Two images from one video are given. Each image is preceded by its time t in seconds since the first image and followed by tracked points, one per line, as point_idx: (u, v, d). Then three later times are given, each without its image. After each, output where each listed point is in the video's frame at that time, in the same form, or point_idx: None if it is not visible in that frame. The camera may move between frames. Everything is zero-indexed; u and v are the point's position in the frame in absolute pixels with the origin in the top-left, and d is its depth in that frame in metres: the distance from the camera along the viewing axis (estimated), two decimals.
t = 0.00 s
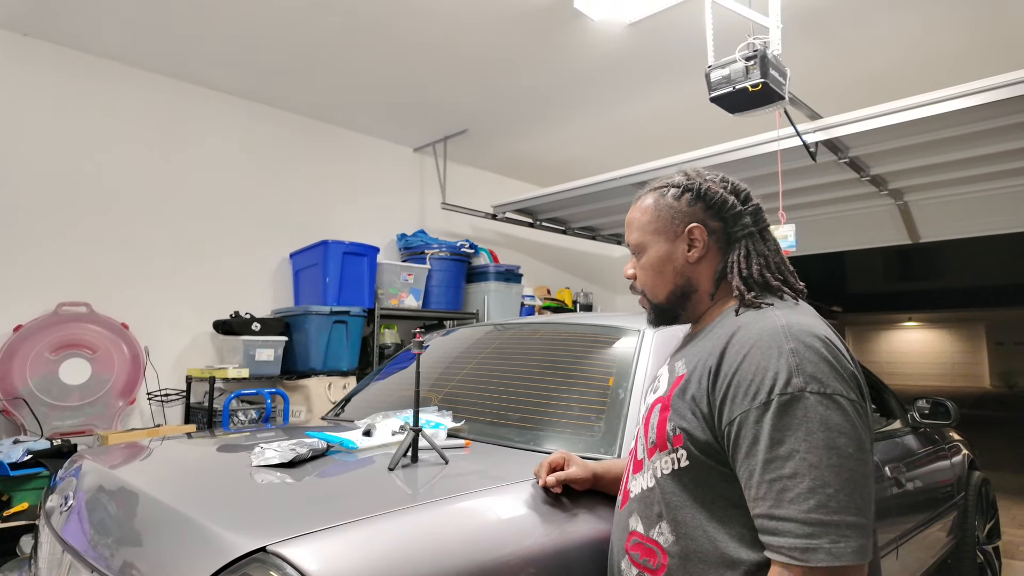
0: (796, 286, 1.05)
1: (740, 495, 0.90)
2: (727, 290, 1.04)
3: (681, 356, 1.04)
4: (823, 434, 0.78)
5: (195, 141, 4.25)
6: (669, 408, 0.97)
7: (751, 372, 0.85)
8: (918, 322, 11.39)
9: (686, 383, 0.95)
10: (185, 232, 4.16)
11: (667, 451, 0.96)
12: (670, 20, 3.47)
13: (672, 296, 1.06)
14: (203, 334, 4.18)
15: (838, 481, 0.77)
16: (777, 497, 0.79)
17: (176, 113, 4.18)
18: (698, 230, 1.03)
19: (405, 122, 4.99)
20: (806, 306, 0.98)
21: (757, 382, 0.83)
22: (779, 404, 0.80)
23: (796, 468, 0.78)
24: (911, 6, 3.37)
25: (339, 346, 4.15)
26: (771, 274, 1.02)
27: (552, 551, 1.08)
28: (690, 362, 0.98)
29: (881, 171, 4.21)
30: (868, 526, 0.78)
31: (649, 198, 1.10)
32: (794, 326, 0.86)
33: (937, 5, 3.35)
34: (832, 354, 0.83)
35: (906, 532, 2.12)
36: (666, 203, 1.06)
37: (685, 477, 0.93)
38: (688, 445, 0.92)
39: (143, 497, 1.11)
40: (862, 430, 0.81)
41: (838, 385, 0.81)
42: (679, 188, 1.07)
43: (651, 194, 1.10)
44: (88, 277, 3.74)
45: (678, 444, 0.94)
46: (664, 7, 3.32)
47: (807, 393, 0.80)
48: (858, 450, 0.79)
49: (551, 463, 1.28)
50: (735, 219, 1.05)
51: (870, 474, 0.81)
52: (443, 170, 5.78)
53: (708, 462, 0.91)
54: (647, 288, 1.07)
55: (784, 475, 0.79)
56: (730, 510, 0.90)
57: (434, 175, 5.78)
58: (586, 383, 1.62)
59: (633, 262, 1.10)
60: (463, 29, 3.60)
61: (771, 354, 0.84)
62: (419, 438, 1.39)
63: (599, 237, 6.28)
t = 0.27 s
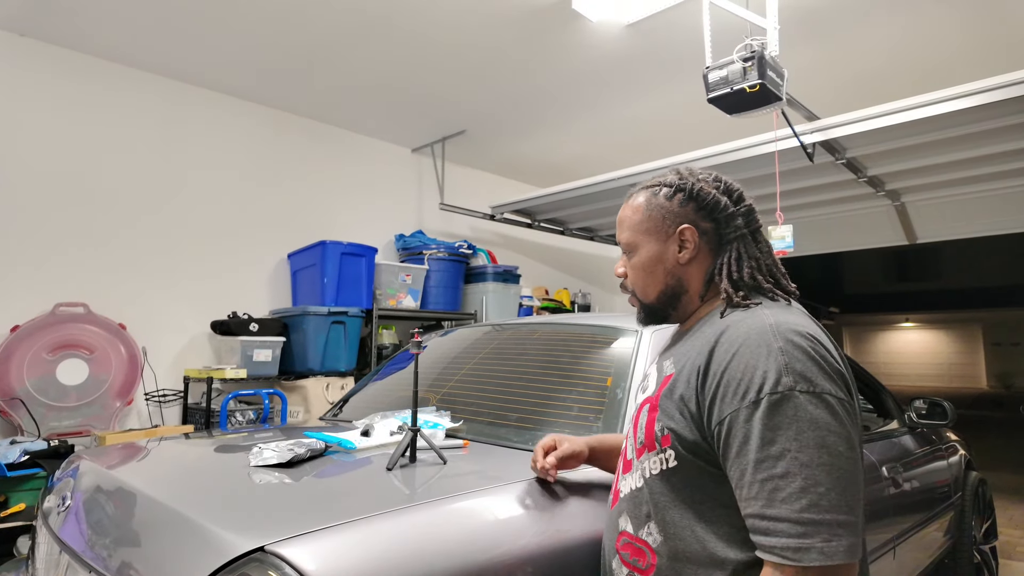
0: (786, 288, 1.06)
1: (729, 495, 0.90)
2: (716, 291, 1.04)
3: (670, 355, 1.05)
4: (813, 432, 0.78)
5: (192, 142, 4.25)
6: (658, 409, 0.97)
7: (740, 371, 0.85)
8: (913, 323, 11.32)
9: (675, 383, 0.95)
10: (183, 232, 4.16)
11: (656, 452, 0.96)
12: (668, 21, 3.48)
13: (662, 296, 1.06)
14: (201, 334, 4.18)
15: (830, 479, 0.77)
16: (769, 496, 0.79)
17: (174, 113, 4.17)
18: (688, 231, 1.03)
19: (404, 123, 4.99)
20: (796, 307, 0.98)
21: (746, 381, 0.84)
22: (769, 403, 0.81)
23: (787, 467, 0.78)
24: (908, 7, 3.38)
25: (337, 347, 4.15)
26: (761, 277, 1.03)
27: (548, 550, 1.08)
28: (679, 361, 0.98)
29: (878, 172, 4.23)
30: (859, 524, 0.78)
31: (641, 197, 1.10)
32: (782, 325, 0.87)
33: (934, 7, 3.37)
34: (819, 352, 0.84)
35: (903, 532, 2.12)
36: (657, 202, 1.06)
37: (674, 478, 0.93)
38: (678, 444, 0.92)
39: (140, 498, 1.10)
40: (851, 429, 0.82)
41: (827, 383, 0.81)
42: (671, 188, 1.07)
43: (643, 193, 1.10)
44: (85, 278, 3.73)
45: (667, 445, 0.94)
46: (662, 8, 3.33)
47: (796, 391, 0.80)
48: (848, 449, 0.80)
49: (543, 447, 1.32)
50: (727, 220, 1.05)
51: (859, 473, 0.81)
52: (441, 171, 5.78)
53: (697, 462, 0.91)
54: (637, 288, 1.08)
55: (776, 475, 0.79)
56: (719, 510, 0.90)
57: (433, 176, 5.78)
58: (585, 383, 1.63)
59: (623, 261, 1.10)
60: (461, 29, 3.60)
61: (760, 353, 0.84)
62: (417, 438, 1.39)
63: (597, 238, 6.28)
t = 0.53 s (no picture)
0: (756, 288, 1.05)
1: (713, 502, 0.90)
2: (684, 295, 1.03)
3: (646, 362, 1.04)
4: (793, 437, 0.78)
5: (191, 142, 4.25)
6: (637, 420, 0.96)
7: (716, 379, 0.84)
8: (912, 324, 11.29)
9: (653, 393, 0.94)
10: (182, 233, 4.15)
11: (637, 462, 0.94)
12: (667, 22, 3.48)
13: (631, 303, 1.05)
14: (200, 335, 4.18)
15: (815, 483, 0.77)
16: (757, 506, 0.78)
17: (173, 113, 4.17)
18: (651, 237, 1.00)
19: (402, 123, 4.99)
20: (766, 308, 0.96)
21: (723, 389, 0.83)
22: (748, 410, 0.80)
23: (772, 474, 0.78)
24: (906, 9, 3.39)
25: (336, 347, 4.15)
26: (728, 280, 1.01)
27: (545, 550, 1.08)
28: (655, 370, 0.97)
29: (876, 173, 4.24)
30: (846, 524, 0.79)
31: (605, 203, 1.07)
32: (756, 329, 0.86)
33: (932, 8, 3.37)
34: (793, 354, 0.84)
35: (901, 532, 2.12)
36: (619, 209, 1.03)
37: (657, 488, 0.92)
38: (658, 456, 0.91)
39: (139, 497, 1.10)
40: (830, 428, 0.82)
41: (803, 386, 0.81)
42: (634, 193, 1.04)
43: (607, 198, 1.07)
44: (84, 278, 3.73)
45: (647, 456, 0.93)
46: (661, 9, 3.34)
47: (774, 396, 0.80)
48: (829, 449, 0.80)
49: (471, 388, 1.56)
50: (692, 224, 1.02)
51: (842, 471, 0.82)
52: (440, 172, 5.78)
53: (679, 472, 0.90)
54: (608, 295, 1.06)
55: (761, 483, 0.78)
56: (704, 517, 0.90)
57: (432, 176, 5.79)
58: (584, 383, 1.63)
59: (593, 268, 1.09)
60: (461, 30, 3.60)
61: (736, 360, 0.83)
62: (416, 438, 1.39)
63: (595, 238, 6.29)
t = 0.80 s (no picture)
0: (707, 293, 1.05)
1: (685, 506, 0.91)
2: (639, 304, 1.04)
3: (609, 371, 1.05)
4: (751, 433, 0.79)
5: (190, 142, 4.25)
6: (603, 430, 0.97)
7: (673, 384, 0.85)
8: (912, 324, 11.32)
9: (617, 404, 0.95)
10: (181, 233, 4.15)
11: (607, 473, 0.95)
12: (667, 22, 3.49)
13: (588, 311, 1.06)
14: (199, 335, 4.18)
15: (778, 476, 0.78)
16: (724, 505, 0.79)
17: (172, 113, 4.17)
18: (600, 249, 1.01)
19: (402, 123, 4.99)
20: (716, 312, 0.96)
21: (680, 393, 0.84)
22: (705, 412, 0.81)
23: (734, 472, 0.79)
24: (905, 10, 3.40)
25: (335, 347, 4.15)
26: (676, 287, 1.01)
27: (542, 550, 1.08)
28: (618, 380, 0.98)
29: (875, 173, 4.24)
30: (812, 513, 0.79)
31: (557, 216, 1.07)
32: (708, 330, 0.88)
33: (931, 8, 3.38)
34: (745, 351, 0.85)
35: (900, 532, 2.12)
36: (569, 222, 1.04)
37: (629, 496, 0.93)
38: (626, 465, 0.92)
39: (139, 497, 1.10)
40: (787, 421, 0.83)
41: (757, 382, 0.82)
42: (583, 206, 1.04)
43: (559, 211, 1.08)
44: (83, 278, 3.72)
45: (615, 466, 0.93)
46: (660, 10, 3.34)
47: (729, 395, 0.81)
48: (788, 441, 0.81)
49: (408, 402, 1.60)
50: (641, 235, 1.02)
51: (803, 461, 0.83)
52: (439, 172, 5.79)
53: (646, 480, 0.91)
54: (567, 305, 1.08)
55: (725, 483, 0.79)
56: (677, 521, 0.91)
57: (431, 177, 5.79)
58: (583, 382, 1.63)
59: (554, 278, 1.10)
60: (460, 30, 3.60)
61: (690, 363, 0.84)
62: (416, 438, 1.39)
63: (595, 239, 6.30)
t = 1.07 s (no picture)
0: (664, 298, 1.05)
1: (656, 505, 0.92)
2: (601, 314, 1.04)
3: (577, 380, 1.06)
4: (708, 429, 0.80)
5: (189, 143, 4.25)
6: (571, 437, 0.97)
7: (631, 386, 0.86)
8: (911, 325, 11.34)
9: (582, 410, 0.96)
10: (180, 233, 4.15)
11: (578, 479, 0.95)
12: (666, 23, 3.49)
13: (552, 323, 1.07)
14: (199, 335, 4.18)
15: (736, 468, 0.80)
16: (685, 501, 0.80)
17: (171, 113, 4.17)
18: (559, 263, 1.01)
19: (401, 124, 5.00)
20: (671, 315, 0.97)
21: (639, 394, 0.85)
22: (662, 411, 0.82)
23: (694, 467, 0.80)
24: (904, 11, 3.41)
25: (334, 348, 4.15)
26: (632, 295, 1.02)
27: (537, 550, 1.08)
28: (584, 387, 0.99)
29: (873, 174, 4.25)
30: (772, 502, 0.81)
31: (516, 233, 1.08)
32: (663, 331, 0.89)
33: (930, 9, 3.38)
34: (700, 349, 0.87)
35: (898, 532, 2.13)
36: (527, 239, 1.04)
37: (601, 499, 0.93)
38: (593, 469, 0.93)
39: (138, 498, 1.10)
40: (743, 413, 0.85)
41: (711, 379, 0.84)
42: (539, 222, 1.05)
43: (518, 228, 1.08)
44: (83, 279, 3.72)
45: (584, 471, 0.93)
46: (660, 10, 3.34)
47: (685, 393, 0.82)
48: (744, 433, 0.83)
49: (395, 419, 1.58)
50: (597, 247, 1.02)
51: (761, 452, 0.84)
52: (439, 173, 5.79)
53: (614, 482, 0.92)
54: (533, 319, 1.09)
55: (686, 478, 0.80)
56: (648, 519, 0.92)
57: (431, 177, 5.79)
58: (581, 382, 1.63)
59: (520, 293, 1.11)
60: (460, 31, 3.61)
61: (647, 365, 0.86)
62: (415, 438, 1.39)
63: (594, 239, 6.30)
